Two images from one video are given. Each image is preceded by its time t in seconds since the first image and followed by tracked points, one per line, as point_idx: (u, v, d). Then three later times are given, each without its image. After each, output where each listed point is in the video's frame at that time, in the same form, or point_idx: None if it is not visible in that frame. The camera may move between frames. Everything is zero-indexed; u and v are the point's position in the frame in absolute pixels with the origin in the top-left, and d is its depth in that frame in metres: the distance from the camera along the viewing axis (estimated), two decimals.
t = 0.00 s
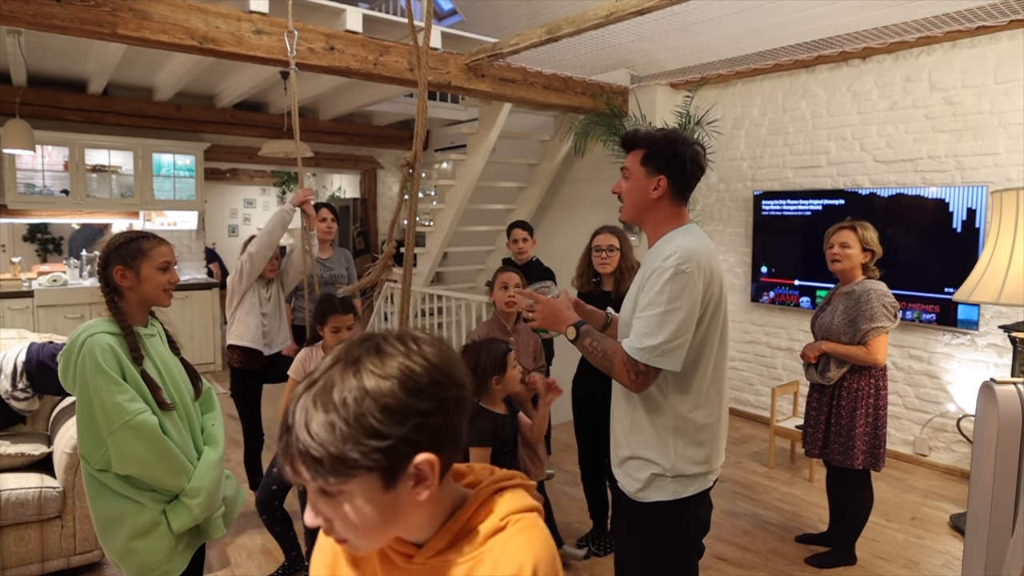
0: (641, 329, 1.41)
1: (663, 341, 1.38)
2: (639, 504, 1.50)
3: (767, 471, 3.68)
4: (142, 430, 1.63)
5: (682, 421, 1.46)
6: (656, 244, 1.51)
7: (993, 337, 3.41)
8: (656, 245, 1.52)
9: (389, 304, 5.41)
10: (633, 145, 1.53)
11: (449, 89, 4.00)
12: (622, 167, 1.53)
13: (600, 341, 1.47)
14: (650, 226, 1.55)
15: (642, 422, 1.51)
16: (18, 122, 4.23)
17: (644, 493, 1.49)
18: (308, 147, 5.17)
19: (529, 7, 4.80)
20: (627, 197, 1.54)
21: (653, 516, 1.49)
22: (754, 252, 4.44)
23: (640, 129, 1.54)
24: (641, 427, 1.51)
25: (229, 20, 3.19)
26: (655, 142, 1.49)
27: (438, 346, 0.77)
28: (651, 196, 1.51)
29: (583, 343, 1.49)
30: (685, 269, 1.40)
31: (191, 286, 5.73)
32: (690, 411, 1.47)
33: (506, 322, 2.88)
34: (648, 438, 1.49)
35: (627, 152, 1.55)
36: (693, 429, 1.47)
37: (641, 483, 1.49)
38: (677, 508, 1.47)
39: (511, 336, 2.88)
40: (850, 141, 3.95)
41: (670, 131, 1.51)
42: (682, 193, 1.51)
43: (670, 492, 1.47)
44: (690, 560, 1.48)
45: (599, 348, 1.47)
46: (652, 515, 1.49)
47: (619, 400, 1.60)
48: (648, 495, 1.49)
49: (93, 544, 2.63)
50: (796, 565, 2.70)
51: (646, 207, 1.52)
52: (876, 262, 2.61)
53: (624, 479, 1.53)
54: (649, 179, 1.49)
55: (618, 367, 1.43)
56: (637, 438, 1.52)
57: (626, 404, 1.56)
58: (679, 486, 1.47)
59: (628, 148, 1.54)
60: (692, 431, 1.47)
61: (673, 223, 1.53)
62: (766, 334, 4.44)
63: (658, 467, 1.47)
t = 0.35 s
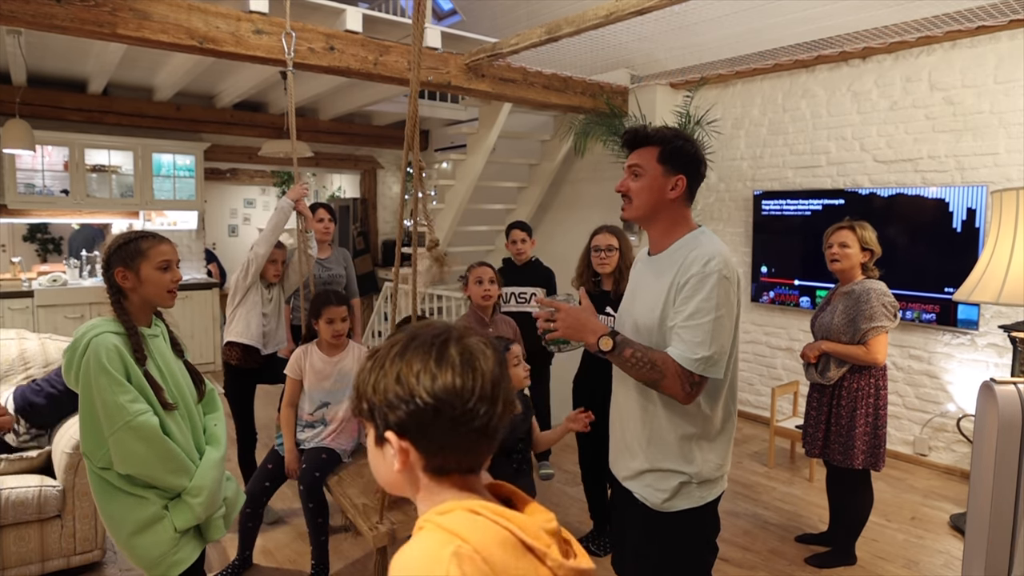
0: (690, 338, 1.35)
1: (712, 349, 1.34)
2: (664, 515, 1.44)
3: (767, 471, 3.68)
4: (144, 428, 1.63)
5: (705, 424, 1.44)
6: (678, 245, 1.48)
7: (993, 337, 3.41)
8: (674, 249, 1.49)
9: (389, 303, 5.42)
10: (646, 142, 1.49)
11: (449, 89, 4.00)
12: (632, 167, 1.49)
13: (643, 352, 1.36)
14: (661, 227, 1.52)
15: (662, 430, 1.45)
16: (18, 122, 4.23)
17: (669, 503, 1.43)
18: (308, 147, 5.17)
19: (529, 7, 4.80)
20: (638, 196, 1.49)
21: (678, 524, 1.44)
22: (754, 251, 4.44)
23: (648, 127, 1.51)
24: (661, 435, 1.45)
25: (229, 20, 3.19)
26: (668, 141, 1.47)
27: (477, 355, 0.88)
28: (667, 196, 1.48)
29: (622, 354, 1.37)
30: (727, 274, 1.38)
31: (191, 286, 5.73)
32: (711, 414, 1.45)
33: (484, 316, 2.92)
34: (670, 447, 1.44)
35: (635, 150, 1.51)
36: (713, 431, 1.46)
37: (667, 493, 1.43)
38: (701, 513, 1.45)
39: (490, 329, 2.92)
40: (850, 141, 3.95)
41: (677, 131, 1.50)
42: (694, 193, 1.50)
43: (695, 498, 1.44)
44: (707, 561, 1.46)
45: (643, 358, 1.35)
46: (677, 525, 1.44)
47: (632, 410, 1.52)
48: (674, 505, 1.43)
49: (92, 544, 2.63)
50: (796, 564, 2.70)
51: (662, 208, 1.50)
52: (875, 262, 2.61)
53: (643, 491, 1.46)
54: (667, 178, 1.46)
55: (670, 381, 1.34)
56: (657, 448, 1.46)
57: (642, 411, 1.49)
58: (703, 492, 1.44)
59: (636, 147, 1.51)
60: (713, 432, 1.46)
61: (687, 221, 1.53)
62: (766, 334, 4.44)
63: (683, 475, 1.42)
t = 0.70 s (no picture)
0: (710, 339, 1.32)
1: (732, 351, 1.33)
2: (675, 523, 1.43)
3: (767, 471, 3.68)
4: (157, 419, 1.65)
5: (716, 431, 1.43)
6: (695, 246, 1.47)
7: (993, 337, 3.41)
8: (689, 250, 1.48)
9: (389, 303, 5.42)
10: (655, 142, 1.45)
11: (449, 89, 4.00)
12: (647, 169, 1.45)
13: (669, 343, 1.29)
14: (678, 228, 1.52)
15: (671, 439, 1.44)
16: (18, 122, 4.23)
17: (680, 510, 1.42)
18: (308, 147, 5.17)
19: (529, 7, 4.80)
20: (657, 199, 1.46)
21: (688, 532, 1.44)
22: (754, 251, 4.44)
23: (656, 125, 1.46)
24: (671, 445, 1.44)
25: (229, 20, 3.19)
26: (681, 142, 1.45)
27: (437, 422, 0.81)
28: (687, 197, 1.48)
29: (648, 337, 1.28)
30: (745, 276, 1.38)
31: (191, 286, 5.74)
32: (721, 420, 1.44)
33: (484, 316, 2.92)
34: (681, 456, 1.43)
35: (645, 151, 1.46)
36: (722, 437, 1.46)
37: (678, 501, 1.42)
38: (710, 519, 1.45)
39: (487, 330, 2.91)
40: (850, 141, 3.95)
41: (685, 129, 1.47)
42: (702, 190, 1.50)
43: (706, 505, 1.43)
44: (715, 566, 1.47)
45: (667, 348, 1.28)
46: (687, 533, 1.44)
47: (639, 419, 1.50)
48: (685, 513, 1.43)
49: (92, 544, 2.63)
50: (796, 565, 2.70)
51: (678, 209, 1.48)
52: (875, 262, 2.61)
53: (653, 499, 1.45)
54: (686, 179, 1.46)
55: (690, 383, 1.28)
56: (667, 457, 1.44)
57: (650, 419, 1.47)
58: (713, 497, 1.44)
59: (646, 148, 1.46)
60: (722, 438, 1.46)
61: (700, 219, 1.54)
62: (766, 334, 4.44)
63: (694, 482, 1.42)
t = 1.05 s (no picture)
0: (717, 354, 1.34)
1: (739, 363, 1.35)
2: (677, 531, 1.41)
3: (767, 471, 3.68)
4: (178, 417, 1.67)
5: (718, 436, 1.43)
6: (694, 251, 1.47)
7: (993, 337, 3.41)
8: (688, 254, 1.47)
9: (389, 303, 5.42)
10: (650, 142, 1.46)
11: (449, 89, 4.00)
12: (642, 170, 1.46)
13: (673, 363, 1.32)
14: (679, 228, 1.51)
15: (671, 446, 1.43)
16: (18, 122, 4.23)
17: (681, 518, 1.41)
18: (308, 147, 5.17)
19: (529, 7, 4.81)
20: (654, 200, 1.46)
21: (692, 541, 1.42)
22: (754, 251, 4.44)
23: (650, 125, 1.47)
24: (672, 452, 1.43)
25: (229, 20, 3.19)
26: (676, 141, 1.46)
27: (468, 406, 0.83)
28: (684, 196, 1.48)
29: (649, 367, 1.32)
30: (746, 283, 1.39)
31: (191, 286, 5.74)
32: (723, 426, 1.44)
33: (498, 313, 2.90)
34: (682, 464, 1.42)
35: (640, 153, 1.47)
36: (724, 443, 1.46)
37: (679, 508, 1.40)
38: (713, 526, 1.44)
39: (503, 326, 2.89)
40: (850, 141, 3.95)
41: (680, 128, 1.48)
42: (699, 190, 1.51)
43: (709, 512, 1.43)
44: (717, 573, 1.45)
45: (672, 373, 1.32)
46: (688, 539, 1.42)
47: (638, 426, 1.49)
48: (686, 520, 1.41)
49: (92, 544, 2.62)
50: (796, 564, 2.70)
51: (675, 209, 1.48)
52: (876, 262, 2.61)
53: (654, 506, 1.43)
54: (682, 178, 1.46)
55: (702, 402, 1.32)
56: (667, 464, 1.43)
57: (650, 426, 1.46)
58: (714, 504, 1.43)
59: (641, 149, 1.48)
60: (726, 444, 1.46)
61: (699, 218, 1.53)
62: (766, 334, 4.44)
63: (695, 489, 1.41)
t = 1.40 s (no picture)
0: (666, 347, 1.34)
1: (690, 360, 1.33)
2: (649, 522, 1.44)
3: (767, 471, 3.68)
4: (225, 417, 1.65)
5: (691, 432, 1.43)
6: (674, 249, 1.47)
7: (993, 337, 3.41)
8: (669, 253, 1.48)
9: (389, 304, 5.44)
10: (638, 142, 1.52)
11: (449, 89, 4.01)
12: (625, 167, 1.52)
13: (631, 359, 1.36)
14: (659, 225, 1.53)
15: (648, 438, 1.46)
16: (18, 122, 4.23)
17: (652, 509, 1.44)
18: (308, 147, 5.17)
19: (529, 7, 4.81)
20: (631, 196, 1.51)
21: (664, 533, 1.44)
22: (754, 251, 4.44)
23: (642, 126, 1.53)
24: (647, 443, 1.46)
25: (229, 20, 3.19)
26: (659, 140, 1.48)
27: (500, 390, 0.83)
28: (658, 194, 1.49)
29: (601, 355, 1.34)
30: (711, 282, 1.36)
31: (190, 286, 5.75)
32: (699, 423, 1.44)
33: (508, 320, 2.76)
34: (655, 455, 1.44)
35: (630, 151, 1.54)
36: (702, 441, 1.44)
37: (650, 499, 1.43)
38: (685, 522, 1.43)
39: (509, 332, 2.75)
40: (850, 141, 3.95)
41: (675, 127, 1.50)
42: (691, 188, 1.49)
43: (680, 506, 1.43)
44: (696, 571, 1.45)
45: (619, 364, 1.34)
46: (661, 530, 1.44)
47: (621, 419, 1.53)
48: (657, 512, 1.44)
49: (92, 544, 2.62)
50: (796, 564, 2.70)
51: (655, 207, 1.51)
52: (876, 262, 2.61)
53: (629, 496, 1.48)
54: (654, 177, 1.48)
55: (642, 390, 1.34)
56: (644, 456, 1.46)
57: (630, 417, 1.49)
58: (688, 500, 1.43)
59: (631, 147, 1.54)
60: (703, 444, 1.44)
61: (687, 217, 1.52)
62: (766, 334, 4.44)
63: (667, 483, 1.42)
